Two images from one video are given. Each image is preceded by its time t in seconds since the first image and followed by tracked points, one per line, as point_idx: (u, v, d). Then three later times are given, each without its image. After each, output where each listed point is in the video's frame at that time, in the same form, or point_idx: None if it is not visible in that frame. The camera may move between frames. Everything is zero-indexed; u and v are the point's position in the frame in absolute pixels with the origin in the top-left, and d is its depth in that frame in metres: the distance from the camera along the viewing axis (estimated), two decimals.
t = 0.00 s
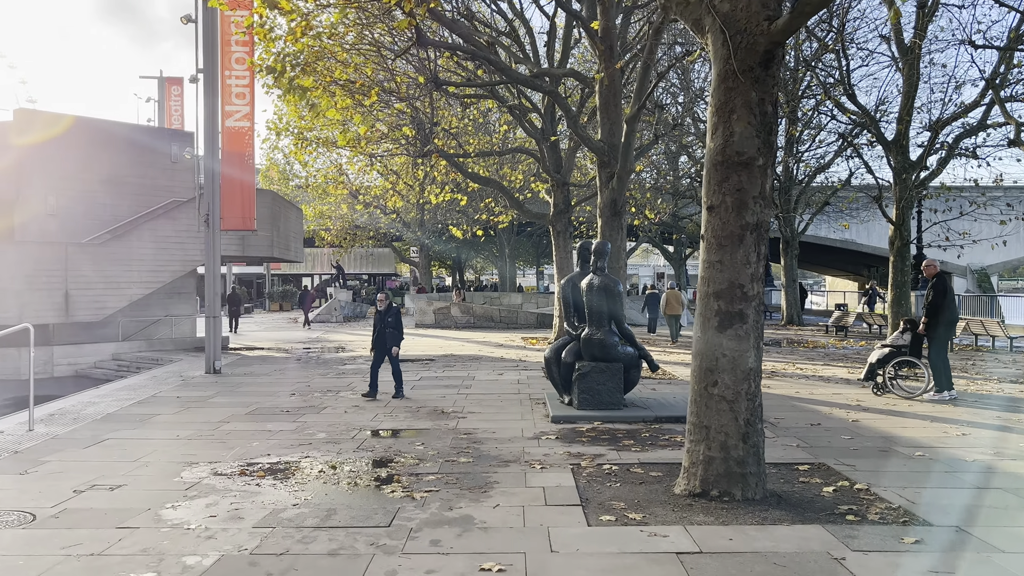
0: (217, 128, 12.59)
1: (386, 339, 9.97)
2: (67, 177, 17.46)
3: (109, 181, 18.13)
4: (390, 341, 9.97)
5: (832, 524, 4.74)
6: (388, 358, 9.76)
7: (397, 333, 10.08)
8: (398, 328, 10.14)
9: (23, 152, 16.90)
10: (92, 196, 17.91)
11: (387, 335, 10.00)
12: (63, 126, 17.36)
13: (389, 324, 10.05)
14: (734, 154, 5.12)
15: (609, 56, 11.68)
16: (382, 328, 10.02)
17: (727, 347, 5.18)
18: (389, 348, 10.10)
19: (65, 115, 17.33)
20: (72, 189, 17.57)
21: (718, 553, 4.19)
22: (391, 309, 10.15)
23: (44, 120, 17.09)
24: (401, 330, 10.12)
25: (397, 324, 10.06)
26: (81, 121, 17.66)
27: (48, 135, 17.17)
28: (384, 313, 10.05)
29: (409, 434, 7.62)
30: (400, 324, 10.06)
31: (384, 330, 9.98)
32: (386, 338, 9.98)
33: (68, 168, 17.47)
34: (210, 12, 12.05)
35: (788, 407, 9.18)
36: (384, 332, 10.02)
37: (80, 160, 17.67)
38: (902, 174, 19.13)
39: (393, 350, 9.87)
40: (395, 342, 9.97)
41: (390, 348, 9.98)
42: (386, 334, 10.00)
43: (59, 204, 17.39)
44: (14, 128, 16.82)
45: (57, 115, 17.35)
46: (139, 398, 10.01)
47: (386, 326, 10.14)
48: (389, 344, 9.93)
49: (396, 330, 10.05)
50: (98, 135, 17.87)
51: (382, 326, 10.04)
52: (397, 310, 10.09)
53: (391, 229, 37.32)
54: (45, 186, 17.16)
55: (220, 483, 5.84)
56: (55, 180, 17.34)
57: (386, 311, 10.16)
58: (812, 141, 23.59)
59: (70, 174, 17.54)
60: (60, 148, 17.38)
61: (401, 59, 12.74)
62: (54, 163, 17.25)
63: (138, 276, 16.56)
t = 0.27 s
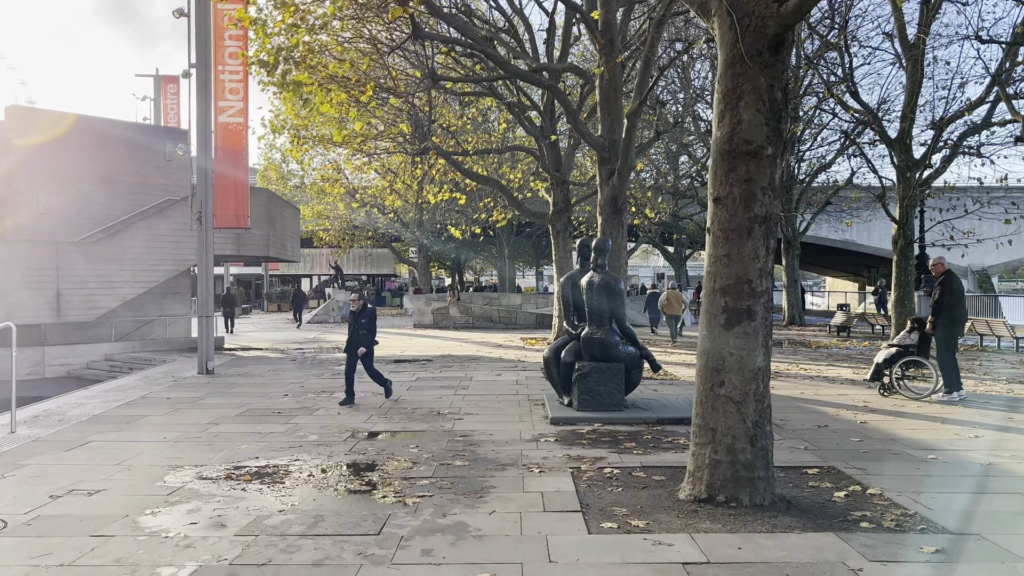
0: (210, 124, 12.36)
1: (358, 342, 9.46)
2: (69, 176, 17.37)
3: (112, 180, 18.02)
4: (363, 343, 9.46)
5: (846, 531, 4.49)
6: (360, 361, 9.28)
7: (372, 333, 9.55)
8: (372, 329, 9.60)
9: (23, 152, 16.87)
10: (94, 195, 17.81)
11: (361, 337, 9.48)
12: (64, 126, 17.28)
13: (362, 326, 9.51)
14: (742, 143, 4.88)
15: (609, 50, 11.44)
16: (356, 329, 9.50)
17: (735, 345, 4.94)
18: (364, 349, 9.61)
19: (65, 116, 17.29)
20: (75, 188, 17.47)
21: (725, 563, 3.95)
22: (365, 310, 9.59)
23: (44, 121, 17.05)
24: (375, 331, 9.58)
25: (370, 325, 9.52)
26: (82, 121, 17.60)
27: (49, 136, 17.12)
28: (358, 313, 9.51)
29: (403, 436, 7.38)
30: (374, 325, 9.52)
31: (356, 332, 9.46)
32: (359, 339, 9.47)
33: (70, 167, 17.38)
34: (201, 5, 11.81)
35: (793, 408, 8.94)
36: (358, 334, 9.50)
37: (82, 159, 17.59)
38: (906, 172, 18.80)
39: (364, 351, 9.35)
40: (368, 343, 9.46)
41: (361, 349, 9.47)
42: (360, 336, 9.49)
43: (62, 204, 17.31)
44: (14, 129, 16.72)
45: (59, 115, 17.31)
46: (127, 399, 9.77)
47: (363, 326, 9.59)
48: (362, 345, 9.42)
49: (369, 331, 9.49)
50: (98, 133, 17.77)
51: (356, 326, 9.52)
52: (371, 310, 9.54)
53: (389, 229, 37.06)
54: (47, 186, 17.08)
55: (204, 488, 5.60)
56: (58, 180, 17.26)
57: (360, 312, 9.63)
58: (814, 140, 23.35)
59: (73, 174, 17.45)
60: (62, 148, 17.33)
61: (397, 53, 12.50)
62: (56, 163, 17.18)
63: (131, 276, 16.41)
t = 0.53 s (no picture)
0: (201, 123, 12.11)
1: (334, 345, 9.13)
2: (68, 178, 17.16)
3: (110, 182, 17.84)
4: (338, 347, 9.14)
5: (862, 551, 4.22)
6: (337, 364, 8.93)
7: (348, 337, 9.25)
8: (349, 332, 9.31)
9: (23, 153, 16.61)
10: (92, 197, 17.61)
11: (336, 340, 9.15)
12: (64, 127, 17.07)
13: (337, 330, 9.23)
14: (751, 139, 4.62)
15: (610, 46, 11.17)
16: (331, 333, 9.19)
17: (743, 352, 4.68)
18: (340, 354, 9.31)
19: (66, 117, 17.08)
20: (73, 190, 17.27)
21: None
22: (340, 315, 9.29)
23: (43, 122, 16.81)
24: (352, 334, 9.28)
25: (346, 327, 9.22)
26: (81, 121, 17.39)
27: (49, 137, 16.89)
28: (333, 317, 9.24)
29: (396, 445, 7.11)
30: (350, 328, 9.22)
31: (331, 335, 9.15)
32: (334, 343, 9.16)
33: (69, 168, 17.18)
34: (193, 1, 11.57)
35: (799, 415, 8.68)
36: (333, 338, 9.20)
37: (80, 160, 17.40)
38: (911, 172, 18.56)
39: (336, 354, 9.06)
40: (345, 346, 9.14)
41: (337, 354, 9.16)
42: (335, 339, 9.16)
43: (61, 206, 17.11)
44: (15, 130, 16.40)
45: (59, 116, 17.08)
46: (115, 405, 9.51)
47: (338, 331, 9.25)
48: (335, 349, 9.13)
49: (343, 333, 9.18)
50: (97, 135, 17.59)
51: (330, 331, 9.24)
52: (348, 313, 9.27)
53: (388, 230, 36.78)
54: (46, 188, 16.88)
55: (185, 501, 5.34)
56: (57, 181, 17.06)
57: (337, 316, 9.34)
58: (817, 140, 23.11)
59: (71, 176, 17.26)
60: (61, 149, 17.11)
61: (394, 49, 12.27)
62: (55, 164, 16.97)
63: (123, 278, 16.26)
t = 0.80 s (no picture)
0: (194, 121, 11.90)
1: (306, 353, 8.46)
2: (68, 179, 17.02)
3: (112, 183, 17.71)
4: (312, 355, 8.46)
5: (884, 568, 3.98)
6: (308, 375, 8.28)
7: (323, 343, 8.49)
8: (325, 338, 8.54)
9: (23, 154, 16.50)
10: (92, 198, 17.50)
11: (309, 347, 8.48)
12: (64, 128, 16.89)
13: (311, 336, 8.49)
14: (764, 131, 4.38)
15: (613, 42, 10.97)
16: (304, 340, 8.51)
17: (755, 355, 4.44)
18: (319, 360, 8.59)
19: (66, 118, 16.90)
20: (73, 191, 17.14)
21: None
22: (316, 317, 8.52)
23: (44, 122, 16.66)
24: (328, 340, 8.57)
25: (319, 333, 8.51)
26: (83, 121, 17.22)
27: (49, 137, 16.74)
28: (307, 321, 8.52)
29: (391, 451, 6.87)
30: (325, 334, 8.51)
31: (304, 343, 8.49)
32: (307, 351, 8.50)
33: (69, 169, 17.04)
34: None
35: (807, 419, 8.44)
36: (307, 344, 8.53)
37: (81, 161, 17.28)
38: (916, 171, 18.33)
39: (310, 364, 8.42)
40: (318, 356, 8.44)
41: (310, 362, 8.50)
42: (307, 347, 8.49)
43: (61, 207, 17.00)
44: (15, 131, 16.28)
45: (60, 116, 16.91)
46: (104, 408, 9.28)
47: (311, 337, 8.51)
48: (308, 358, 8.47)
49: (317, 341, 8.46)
50: (96, 135, 17.41)
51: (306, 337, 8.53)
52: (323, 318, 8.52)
53: (387, 230, 36.56)
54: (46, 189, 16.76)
55: (169, 511, 5.10)
56: (57, 182, 16.94)
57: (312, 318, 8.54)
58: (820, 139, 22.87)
59: (71, 177, 17.13)
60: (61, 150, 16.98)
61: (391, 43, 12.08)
62: (55, 166, 16.84)
63: (119, 279, 16.08)
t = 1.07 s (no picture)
0: (189, 120, 11.69)
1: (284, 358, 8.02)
2: (68, 181, 16.89)
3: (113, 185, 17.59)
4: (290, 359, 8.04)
5: None
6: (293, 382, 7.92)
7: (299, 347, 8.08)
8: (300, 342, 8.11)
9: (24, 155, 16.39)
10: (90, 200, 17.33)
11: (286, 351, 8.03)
12: (65, 129, 16.76)
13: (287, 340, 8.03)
14: (779, 127, 4.14)
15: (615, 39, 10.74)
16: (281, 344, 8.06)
17: (770, 364, 4.20)
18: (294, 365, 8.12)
19: (67, 120, 16.76)
20: (74, 192, 17.01)
21: None
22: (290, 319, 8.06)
23: (44, 123, 16.55)
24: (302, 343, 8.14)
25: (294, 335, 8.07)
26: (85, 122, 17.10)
27: (50, 138, 16.62)
28: (281, 324, 8.06)
29: (388, 460, 6.62)
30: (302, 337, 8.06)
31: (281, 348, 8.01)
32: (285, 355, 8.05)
33: (71, 171, 16.91)
34: None
35: (816, 425, 8.20)
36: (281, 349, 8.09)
37: (80, 162, 17.12)
38: (922, 172, 18.08)
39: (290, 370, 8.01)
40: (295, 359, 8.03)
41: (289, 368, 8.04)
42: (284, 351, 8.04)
43: (61, 209, 16.88)
44: (16, 133, 16.14)
45: (61, 117, 16.78)
46: (94, 414, 9.03)
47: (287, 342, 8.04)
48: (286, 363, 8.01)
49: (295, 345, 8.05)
50: (96, 137, 17.25)
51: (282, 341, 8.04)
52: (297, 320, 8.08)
53: (387, 231, 36.32)
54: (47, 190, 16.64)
55: (152, 526, 4.86)
56: (58, 184, 16.81)
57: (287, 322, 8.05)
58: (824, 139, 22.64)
59: (73, 178, 17.00)
60: (63, 151, 16.86)
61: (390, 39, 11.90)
62: (56, 166, 16.71)
63: (113, 280, 15.87)
